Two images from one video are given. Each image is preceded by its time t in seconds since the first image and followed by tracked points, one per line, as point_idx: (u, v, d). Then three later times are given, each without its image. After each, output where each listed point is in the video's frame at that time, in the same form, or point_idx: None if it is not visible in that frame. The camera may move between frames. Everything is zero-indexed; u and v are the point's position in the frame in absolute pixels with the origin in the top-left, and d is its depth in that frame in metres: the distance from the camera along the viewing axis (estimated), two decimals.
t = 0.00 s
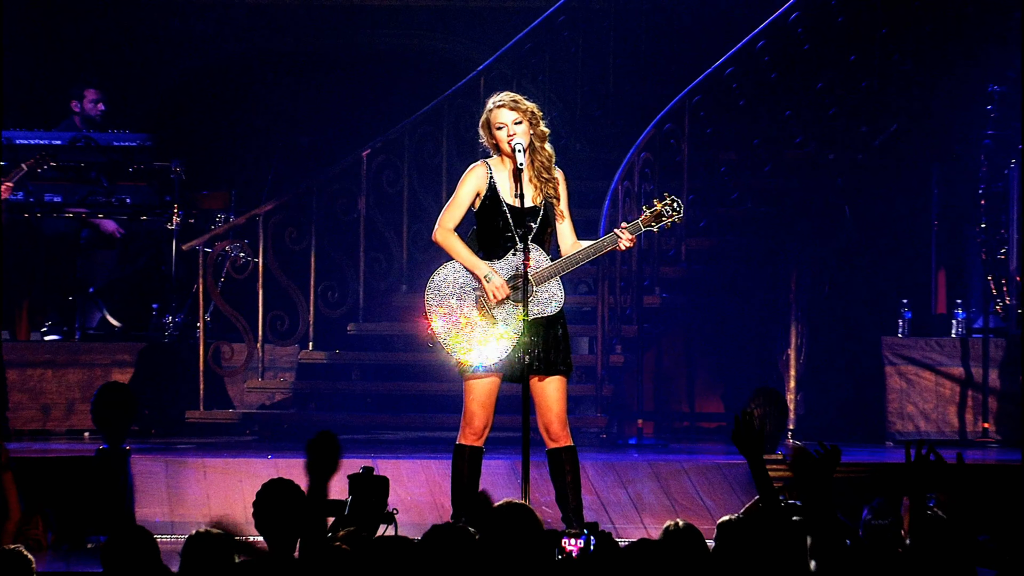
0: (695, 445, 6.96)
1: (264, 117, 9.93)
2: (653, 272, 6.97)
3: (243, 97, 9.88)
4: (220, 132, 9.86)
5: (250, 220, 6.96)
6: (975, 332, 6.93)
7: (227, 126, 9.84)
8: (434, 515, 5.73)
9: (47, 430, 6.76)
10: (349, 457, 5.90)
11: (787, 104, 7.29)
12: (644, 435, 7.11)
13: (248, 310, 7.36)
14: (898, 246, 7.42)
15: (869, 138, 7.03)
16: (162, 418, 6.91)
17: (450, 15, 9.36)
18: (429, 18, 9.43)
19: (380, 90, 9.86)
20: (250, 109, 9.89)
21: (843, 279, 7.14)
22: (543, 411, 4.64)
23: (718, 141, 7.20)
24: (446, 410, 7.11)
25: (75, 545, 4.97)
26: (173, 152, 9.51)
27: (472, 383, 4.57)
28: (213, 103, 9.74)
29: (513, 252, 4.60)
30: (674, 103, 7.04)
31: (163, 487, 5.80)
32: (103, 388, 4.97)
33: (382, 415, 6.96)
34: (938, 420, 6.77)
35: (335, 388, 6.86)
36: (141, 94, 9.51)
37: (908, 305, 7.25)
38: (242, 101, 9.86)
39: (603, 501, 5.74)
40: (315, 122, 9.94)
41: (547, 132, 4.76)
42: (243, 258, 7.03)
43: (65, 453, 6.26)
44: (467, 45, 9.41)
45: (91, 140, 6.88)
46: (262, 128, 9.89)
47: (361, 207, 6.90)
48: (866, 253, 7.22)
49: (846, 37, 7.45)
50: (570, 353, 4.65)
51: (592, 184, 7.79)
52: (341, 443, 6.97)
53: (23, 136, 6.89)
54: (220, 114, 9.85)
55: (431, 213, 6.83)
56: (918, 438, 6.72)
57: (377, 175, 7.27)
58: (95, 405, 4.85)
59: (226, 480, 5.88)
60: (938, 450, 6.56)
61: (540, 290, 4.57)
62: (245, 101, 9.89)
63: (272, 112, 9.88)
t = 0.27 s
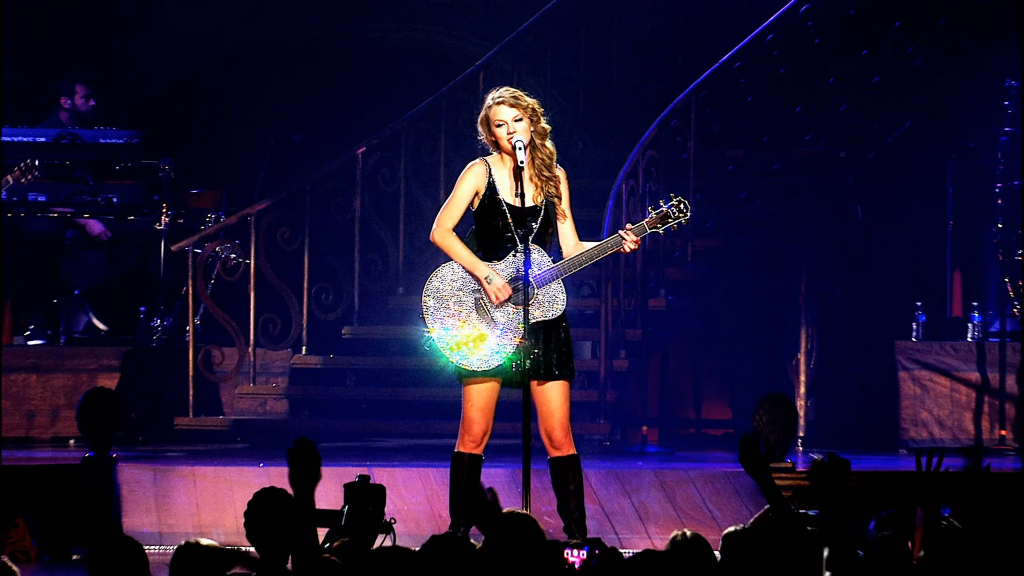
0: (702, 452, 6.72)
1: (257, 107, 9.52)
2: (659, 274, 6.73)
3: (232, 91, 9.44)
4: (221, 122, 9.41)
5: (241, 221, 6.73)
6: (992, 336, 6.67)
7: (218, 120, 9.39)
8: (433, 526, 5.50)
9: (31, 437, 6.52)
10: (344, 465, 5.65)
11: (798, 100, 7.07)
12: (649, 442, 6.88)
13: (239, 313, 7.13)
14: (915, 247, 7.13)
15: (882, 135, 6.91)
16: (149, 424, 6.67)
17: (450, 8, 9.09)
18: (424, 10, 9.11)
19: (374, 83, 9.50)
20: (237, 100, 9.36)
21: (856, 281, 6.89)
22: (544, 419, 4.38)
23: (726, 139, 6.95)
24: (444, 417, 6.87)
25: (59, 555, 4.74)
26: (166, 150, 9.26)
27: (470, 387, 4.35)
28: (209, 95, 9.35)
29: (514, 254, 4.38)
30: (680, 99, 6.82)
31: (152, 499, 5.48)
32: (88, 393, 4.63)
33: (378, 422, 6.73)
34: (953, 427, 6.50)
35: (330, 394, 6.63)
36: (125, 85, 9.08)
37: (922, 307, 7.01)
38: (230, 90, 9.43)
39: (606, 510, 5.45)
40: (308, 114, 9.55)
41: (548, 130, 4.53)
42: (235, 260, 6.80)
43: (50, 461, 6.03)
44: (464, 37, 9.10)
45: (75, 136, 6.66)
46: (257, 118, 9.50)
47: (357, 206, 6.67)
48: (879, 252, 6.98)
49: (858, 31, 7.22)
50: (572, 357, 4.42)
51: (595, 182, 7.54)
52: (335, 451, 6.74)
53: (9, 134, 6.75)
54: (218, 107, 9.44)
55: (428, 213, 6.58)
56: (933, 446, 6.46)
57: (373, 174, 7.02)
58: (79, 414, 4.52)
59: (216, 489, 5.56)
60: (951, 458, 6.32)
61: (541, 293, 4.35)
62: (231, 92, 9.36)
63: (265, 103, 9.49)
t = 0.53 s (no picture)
0: (710, 464, 6.44)
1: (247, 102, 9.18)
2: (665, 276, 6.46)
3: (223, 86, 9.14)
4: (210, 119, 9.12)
5: (229, 222, 6.47)
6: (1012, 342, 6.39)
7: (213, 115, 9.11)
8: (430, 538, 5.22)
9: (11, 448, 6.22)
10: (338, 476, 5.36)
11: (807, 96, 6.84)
12: (654, 454, 6.60)
13: (228, 319, 6.86)
14: (934, 249, 6.83)
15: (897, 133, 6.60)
16: (134, 434, 6.39)
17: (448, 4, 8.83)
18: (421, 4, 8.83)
19: (368, 78, 9.15)
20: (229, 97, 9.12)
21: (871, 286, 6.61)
22: (547, 427, 4.11)
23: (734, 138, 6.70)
24: (441, 426, 6.60)
25: None
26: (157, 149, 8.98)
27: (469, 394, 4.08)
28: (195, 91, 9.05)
29: (513, 256, 4.12)
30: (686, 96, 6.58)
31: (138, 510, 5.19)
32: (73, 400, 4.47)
33: (372, 432, 6.46)
34: (971, 437, 6.18)
35: (322, 403, 6.36)
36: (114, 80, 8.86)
37: (939, 312, 6.71)
38: (219, 87, 9.13)
39: (610, 523, 5.14)
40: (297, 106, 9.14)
41: (548, 129, 4.27)
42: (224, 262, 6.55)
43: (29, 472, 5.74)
44: (463, 32, 8.83)
45: (59, 134, 6.45)
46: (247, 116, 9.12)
47: (350, 207, 6.41)
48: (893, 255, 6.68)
49: (870, 27, 6.97)
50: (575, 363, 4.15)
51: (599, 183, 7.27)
52: (327, 463, 6.47)
53: None
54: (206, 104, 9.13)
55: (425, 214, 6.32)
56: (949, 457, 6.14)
57: (367, 174, 6.75)
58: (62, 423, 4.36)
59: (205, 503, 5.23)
60: (969, 469, 6.03)
61: (542, 296, 4.09)
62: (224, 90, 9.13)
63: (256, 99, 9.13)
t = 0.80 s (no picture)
0: (717, 474, 6.21)
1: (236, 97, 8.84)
2: (669, 281, 6.26)
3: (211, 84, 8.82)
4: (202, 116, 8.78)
5: (220, 225, 6.25)
6: None
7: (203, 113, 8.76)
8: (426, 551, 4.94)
9: None
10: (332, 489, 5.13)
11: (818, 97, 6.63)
12: (659, 464, 6.37)
13: (219, 325, 6.64)
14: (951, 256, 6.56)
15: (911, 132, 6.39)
16: (121, 445, 6.18)
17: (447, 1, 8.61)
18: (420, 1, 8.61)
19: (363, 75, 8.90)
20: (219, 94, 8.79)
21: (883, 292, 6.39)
22: (547, 437, 4.00)
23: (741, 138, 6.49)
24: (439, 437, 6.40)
25: None
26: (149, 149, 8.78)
27: (468, 403, 3.96)
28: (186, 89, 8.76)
29: (513, 258, 4.01)
30: (692, 94, 6.37)
31: (125, 523, 4.91)
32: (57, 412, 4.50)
33: (367, 442, 6.24)
34: (988, 447, 5.94)
35: (315, 412, 6.14)
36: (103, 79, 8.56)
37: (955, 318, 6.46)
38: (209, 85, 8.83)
39: (613, 536, 4.86)
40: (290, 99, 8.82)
41: (545, 131, 4.21)
42: (214, 266, 6.32)
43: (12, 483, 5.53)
44: (462, 30, 8.59)
45: (41, 134, 6.55)
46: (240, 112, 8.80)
47: (344, 208, 6.19)
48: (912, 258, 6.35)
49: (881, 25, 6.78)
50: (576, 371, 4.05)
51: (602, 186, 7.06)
52: (321, 474, 6.25)
53: None
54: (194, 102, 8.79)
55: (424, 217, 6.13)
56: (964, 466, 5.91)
57: (363, 175, 6.54)
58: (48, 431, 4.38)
59: (193, 514, 4.99)
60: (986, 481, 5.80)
61: (544, 301, 3.99)
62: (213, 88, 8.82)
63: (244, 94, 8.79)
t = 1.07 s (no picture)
0: (726, 486, 5.96)
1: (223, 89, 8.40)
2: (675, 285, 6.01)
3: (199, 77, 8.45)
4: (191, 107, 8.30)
5: (208, 227, 6.00)
6: None
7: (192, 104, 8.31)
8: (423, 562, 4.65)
9: None
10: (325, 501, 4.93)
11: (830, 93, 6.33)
12: (666, 475, 6.12)
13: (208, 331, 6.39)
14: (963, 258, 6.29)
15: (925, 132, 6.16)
16: (106, 456, 5.91)
17: None
18: None
19: (359, 71, 8.64)
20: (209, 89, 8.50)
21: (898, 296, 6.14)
22: (548, 448, 3.77)
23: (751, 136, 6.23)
24: (436, 447, 6.16)
25: None
26: (139, 149, 8.54)
27: (466, 411, 3.75)
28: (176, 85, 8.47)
29: (512, 261, 3.79)
30: (700, 90, 6.11)
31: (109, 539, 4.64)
32: (40, 420, 3.61)
33: (361, 452, 5.99)
34: (1010, 459, 5.70)
35: (307, 422, 5.89)
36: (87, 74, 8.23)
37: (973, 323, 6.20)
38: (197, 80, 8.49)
39: (618, 551, 4.57)
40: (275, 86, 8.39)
41: (544, 129, 3.98)
42: (202, 270, 6.08)
43: None
44: (462, 25, 8.34)
45: (24, 134, 6.53)
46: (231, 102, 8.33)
47: (338, 209, 5.95)
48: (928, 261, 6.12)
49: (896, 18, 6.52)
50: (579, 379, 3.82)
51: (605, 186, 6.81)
52: (314, 486, 6.00)
53: None
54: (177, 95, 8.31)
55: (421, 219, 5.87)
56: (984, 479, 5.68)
57: (357, 175, 6.28)
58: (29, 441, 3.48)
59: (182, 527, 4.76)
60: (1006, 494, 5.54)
61: (545, 305, 3.77)
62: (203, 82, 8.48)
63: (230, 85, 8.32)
